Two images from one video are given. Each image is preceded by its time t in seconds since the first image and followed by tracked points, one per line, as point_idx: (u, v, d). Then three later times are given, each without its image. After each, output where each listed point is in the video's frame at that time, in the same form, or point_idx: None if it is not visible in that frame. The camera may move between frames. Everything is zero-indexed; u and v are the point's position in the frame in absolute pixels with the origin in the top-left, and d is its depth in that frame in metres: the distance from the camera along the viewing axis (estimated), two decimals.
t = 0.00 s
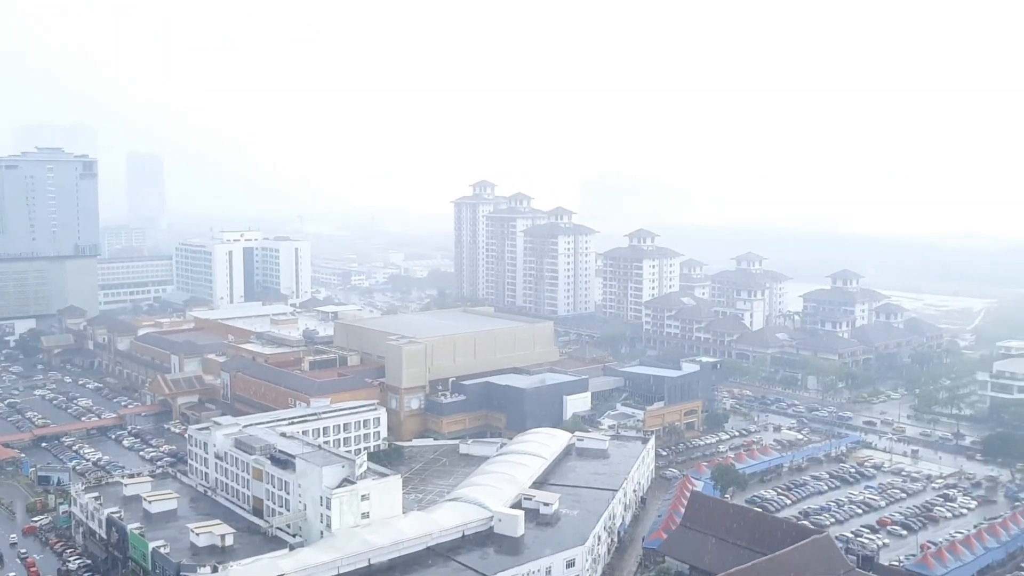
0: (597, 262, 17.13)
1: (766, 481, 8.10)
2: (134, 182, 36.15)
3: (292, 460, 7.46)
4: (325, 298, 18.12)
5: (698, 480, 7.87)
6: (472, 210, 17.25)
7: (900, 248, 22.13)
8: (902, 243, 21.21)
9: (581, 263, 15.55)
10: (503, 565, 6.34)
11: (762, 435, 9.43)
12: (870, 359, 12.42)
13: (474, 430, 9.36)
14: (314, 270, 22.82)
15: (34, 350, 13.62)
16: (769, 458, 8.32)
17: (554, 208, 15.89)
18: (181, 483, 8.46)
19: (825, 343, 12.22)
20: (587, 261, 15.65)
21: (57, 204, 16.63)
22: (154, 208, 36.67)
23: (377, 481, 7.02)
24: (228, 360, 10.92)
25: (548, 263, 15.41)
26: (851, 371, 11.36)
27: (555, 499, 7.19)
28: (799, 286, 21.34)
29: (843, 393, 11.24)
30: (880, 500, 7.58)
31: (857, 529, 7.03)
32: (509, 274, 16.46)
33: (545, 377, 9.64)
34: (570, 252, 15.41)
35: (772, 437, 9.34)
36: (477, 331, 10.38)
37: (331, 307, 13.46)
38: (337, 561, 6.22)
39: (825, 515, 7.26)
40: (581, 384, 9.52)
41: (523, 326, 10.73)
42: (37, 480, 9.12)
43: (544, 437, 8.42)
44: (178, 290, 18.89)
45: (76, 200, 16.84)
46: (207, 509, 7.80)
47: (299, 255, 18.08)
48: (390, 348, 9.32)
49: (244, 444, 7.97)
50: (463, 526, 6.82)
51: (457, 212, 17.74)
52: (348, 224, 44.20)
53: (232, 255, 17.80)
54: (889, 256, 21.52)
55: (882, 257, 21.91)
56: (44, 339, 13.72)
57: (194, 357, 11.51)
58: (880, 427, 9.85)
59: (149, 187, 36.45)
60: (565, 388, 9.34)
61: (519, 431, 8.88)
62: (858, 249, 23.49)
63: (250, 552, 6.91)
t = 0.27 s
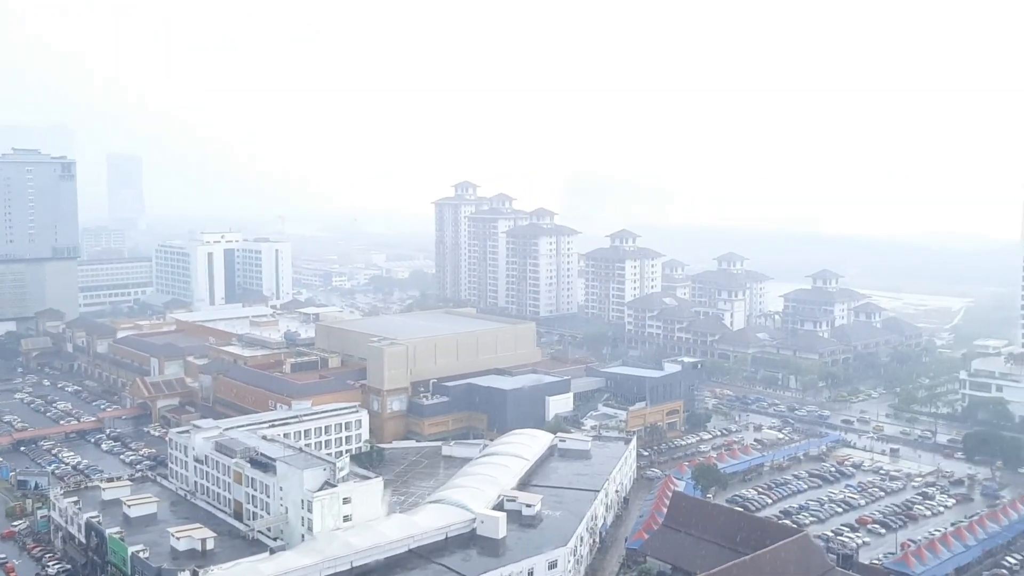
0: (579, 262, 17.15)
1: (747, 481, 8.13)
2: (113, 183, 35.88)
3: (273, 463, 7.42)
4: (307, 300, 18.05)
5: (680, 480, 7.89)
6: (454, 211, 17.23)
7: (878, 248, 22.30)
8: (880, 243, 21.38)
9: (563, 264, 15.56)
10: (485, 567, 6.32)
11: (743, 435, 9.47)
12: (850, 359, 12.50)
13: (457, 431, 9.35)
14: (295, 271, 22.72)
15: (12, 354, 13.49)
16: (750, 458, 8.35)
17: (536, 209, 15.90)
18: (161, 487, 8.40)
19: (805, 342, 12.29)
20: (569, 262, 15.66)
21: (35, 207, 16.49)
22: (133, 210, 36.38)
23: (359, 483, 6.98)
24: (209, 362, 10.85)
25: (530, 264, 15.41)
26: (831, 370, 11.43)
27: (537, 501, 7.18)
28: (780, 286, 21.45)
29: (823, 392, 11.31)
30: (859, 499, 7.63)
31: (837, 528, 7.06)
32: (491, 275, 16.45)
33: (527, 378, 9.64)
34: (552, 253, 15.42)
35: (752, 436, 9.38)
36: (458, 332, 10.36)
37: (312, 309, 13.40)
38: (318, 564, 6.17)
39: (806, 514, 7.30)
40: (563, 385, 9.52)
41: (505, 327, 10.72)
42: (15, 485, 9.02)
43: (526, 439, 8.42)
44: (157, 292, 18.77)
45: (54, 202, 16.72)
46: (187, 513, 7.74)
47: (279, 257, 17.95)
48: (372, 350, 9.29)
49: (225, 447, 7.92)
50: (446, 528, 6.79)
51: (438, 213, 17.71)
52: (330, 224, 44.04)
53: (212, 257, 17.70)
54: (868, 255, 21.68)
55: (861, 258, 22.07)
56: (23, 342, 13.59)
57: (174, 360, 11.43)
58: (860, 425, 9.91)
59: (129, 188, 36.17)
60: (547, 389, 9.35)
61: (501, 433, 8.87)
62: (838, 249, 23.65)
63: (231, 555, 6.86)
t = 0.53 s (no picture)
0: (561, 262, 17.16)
1: (728, 480, 8.17)
2: (91, 184, 35.57)
3: (254, 466, 7.37)
4: (287, 301, 17.97)
5: (662, 480, 7.90)
6: (436, 211, 17.21)
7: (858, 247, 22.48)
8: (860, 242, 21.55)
9: (545, 264, 15.57)
10: (468, 569, 6.30)
11: (724, 434, 9.51)
12: (830, 358, 12.57)
13: (439, 432, 9.33)
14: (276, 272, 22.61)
15: None
16: (731, 457, 8.39)
17: (518, 210, 15.90)
18: (141, 491, 8.32)
19: (786, 342, 12.36)
20: (551, 262, 15.67)
21: (13, 208, 16.30)
22: (112, 210, 36.07)
23: (341, 486, 6.94)
24: (189, 365, 10.77)
25: (512, 264, 15.40)
26: (811, 369, 11.50)
27: (520, 502, 7.17)
28: (761, 285, 21.57)
29: (803, 391, 11.37)
30: (840, 497, 7.69)
31: (818, 527, 7.11)
32: (473, 276, 16.43)
33: (510, 379, 9.63)
34: (534, 253, 15.42)
35: (734, 436, 9.42)
36: (440, 333, 10.34)
37: (293, 310, 13.33)
38: (300, 567, 6.13)
39: (787, 513, 7.34)
40: (545, 386, 9.53)
41: (487, 328, 10.72)
42: None
43: (508, 440, 8.42)
44: (136, 293, 18.63)
45: (32, 203, 16.54)
46: (168, 517, 7.68)
47: (260, 258, 17.86)
48: (354, 351, 9.25)
49: (205, 451, 7.87)
50: (428, 530, 6.75)
51: (420, 214, 17.68)
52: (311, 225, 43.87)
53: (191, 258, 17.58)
54: (847, 254, 21.84)
55: (840, 257, 22.23)
56: None
57: (154, 362, 11.35)
58: (839, 424, 9.98)
59: (107, 189, 35.87)
60: (529, 390, 9.35)
61: (483, 434, 8.86)
62: (817, 249, 23.81)
63: (212, 559, 6.80)
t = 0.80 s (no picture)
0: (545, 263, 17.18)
1: (711, 480, 8.20)
2: (71, 185, 35.29)
3: (236, 469, 7.32)
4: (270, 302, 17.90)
5: (645, 480, 7.92)
6: (419, 212, 17.18)
7: (838, 247, 22.64)
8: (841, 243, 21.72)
9: (529, 265, 15.58)
10: (451, 571, 6.27)
11: (707, 434, 9.54)
12: (812, 358, 12.64)
13: (422, 434, 9.31)
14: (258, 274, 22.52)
15: None
16: (714, 457, 8.42)
17: (502, 211, 15.91)
18: (123, 494, 8.26)
19: (768, 342, 12.42)
20: (535, 262, 15.68)
21: None
22: (93, 212, 35.81)
23: (324, 488, 6.90)
24: (170, 367, 10.70)
25: (495, 265, 15.40)
26: (793, 369, 11.56)
27: (503, 504, 7.17)
28: (743, 285, 21.68)
29: (785, 391, 11.43)
30: (822, 496, 7.73)
31: (800, 526, 7.15)
32: (456, 277, 16.42)
33: (493, 381, 9.63)
34: (518, 254, 15.42)
35: (717, 435, 9.47)
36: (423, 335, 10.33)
37: (276, 312, 13.28)
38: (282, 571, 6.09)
39: (770, 513, 7.37)
40: (529, 387, 9.54)
41: (471, 330, 10.71)
42: None
43: (491, 441, 8.41)
44: (117, 295, 18.50)
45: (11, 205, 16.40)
46: (150, 521, 7.62)
47: (241, 259, 17.86)
48: (336, 353, 9.21)
49: (187, 454, 7.81)
50: (412, 532, 6.73)
51: (403, 215, 17.64)
52: (294, 226, 43.70)
53: (173, 260, 17.48)
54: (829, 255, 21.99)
55: (821, 257, 22.38)
56: None
57: (135, 365, 11.27)
58: (821, 424, 10.04)
59: (87, 191, 35.59)
60: (513, 392, 9.35)
61: (467, 436, 8.85)
62: (799, 249, 23.95)
63: (194, 563, 6.75)
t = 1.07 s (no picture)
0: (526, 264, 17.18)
1: (692, 480, 8.22)
2: (48, 187, 34.96)
3: (216, 473, 7.26)
4: (250, 304, 17.81)
5: (626, 481, 7.93)
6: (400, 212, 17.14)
7: (818, 247, 22.77)
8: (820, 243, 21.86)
9: (510, 266, 15.57)
10: (433, 573, 6.25)
11: (688, 434, 9.57)
12: (792, 358, 12.71)
13: (404, 436, 9.28)
14: (238, 275, 22.39)
15: None
16: (695, 457, 8.45)
17: (483, 212, 15.90)
18: (101, 499, 8.18)
19: (748, 342, 12.47)
20: (516, 263, 15.68)
21: None
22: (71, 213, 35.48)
23: (305, 491, 6.86)
24: (149, 370, 10.62)
25: (477, 266, 15.38)
26: (773, 369, 11.62)
27: (485, 505, 7.15)
28: (724, 285, 21.77)
29: (765, 391, 11.48)
30: (802, 495, 7.77)
31: (780, 525, 7.18)
32: (437, 278, 16.39)
33: (475, 382, 9.62)
34: (499, 255, 15.42)
35: (697, 435, 9.50)
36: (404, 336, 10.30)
37: (256, 314, 13.21)
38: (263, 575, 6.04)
39: (750, 512, 7.40)
40: (510, 388, 9.53)
41: (452, 331, 10.70)
42: None
43: (473, 443, 8.40)
44: (95, 297, 18.34)
45: None
46: (129, 525, 7.55)
47: (222, 261, 17.79)
48: (317, 356, 9.17)
49: (167, 457, 7.75)
50: (393, 534, 6.69)
51: (384, 216, 17.59)
52: (275, 226, 43.49)
53: (152, 261, 17.35)
54: (808, 254, 22.11)
55: (801, 257, 22.51)
56: None
57: (113, 368, 11.18)
58: (801, 423, 10.09)
59: (65, 192, 35.28)
60: (494, 393, 9.35)
61: (448, 437, 8.84)
62: (779, 249, 24.06)
63: (174, 568, 6.69)
